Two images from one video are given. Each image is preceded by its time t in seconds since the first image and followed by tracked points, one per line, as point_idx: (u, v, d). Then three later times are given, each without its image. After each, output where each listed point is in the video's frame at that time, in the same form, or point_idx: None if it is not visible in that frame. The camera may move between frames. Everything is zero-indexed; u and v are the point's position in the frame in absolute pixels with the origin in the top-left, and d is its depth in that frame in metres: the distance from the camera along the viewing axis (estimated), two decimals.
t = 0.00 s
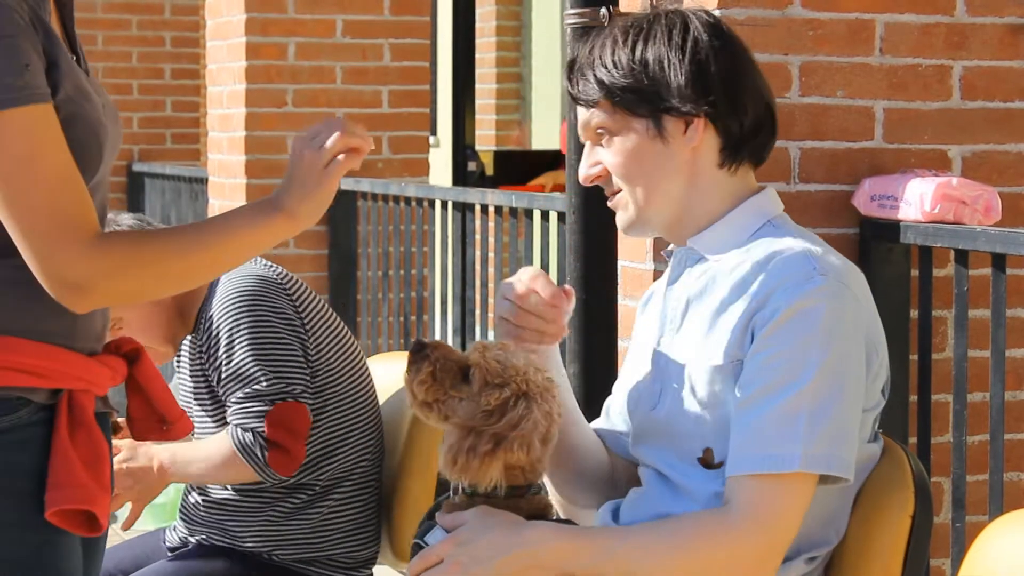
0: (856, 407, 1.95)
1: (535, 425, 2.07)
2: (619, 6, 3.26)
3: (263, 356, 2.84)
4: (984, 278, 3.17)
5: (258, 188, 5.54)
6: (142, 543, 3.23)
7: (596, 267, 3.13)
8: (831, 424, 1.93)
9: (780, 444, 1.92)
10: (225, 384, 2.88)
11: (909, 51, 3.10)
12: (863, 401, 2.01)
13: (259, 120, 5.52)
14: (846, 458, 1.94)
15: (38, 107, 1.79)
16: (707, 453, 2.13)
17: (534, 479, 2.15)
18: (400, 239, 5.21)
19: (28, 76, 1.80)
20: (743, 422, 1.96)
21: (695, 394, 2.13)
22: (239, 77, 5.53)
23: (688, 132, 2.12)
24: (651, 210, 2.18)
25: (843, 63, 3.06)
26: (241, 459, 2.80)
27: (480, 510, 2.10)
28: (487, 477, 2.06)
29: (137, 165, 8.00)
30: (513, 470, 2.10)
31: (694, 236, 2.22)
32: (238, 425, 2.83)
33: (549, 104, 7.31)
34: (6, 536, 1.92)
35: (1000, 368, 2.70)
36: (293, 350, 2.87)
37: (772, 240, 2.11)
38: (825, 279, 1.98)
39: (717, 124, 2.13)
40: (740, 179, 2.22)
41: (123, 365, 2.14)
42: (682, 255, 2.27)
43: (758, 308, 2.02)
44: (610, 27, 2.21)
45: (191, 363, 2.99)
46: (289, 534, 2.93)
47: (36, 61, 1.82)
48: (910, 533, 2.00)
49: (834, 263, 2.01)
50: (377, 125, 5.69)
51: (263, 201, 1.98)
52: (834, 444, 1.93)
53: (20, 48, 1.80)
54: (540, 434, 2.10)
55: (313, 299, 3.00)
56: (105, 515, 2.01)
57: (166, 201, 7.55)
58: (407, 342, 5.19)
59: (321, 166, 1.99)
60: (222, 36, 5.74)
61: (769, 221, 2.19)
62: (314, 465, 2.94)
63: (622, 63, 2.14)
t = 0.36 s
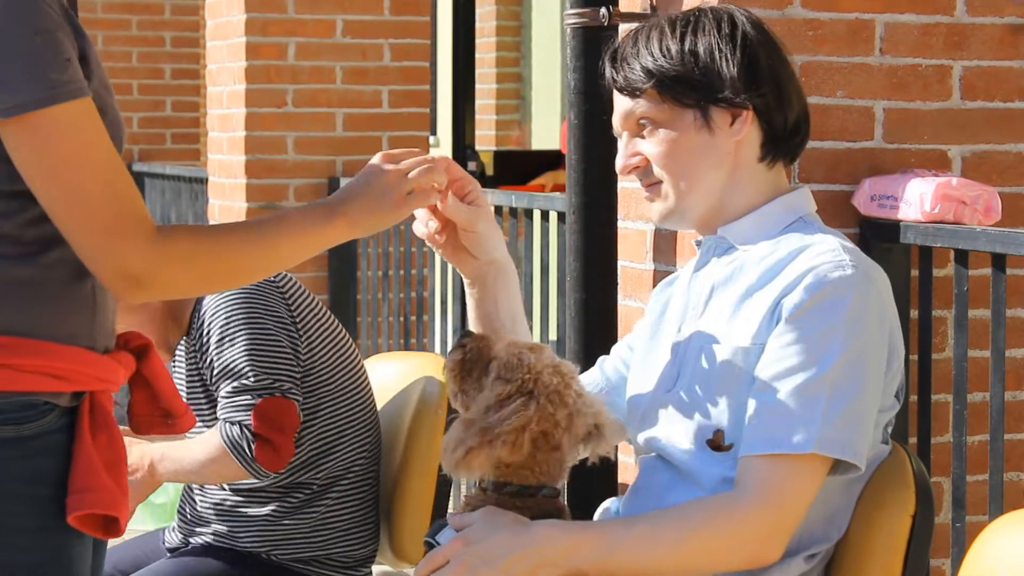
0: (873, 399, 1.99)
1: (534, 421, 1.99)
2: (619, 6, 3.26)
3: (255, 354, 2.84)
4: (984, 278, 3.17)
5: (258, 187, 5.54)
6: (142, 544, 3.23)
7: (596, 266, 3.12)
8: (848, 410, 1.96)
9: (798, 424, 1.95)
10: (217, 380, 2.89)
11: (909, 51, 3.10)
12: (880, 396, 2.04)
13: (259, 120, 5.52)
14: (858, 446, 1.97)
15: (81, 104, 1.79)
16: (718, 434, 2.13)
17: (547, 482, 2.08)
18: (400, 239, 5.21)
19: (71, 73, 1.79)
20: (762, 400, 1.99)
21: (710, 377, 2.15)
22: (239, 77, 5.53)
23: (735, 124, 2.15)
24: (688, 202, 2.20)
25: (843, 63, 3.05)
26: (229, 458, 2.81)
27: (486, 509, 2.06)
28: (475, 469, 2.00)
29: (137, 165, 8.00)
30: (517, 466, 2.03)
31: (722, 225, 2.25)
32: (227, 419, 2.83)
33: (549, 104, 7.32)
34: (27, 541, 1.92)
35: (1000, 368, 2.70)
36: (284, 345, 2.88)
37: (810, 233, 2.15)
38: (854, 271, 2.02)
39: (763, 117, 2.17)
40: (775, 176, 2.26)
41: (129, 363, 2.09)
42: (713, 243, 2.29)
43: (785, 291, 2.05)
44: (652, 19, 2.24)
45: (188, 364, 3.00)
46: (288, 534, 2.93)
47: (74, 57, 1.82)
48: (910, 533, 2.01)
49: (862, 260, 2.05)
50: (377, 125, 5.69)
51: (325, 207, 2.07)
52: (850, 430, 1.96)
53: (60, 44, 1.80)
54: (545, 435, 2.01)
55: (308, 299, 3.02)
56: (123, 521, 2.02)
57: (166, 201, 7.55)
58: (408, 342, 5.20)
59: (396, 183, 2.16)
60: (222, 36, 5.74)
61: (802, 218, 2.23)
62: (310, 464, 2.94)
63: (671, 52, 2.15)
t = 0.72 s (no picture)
0: (872, 395, 1.98)
1: (469, 405, 2.02)
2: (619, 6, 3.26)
3: (285, 346, 2.85)
4: (984, 278, 3.17)
5: (258, 188, 5.53)
6: (143, 543, 3.22)
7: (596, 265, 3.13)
8: (846, 404, 1.96)
9: (797, 413, 1.94)
10: (246, 370, 2.89)
11: (909, 51, 3.10)
12: (879, 396, 2.03)
13: (259, 120, 5.52)
14: (856, 441, 1.96)
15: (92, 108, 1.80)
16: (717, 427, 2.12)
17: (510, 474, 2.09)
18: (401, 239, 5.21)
19: (83, 78, 1.80)
20: (759, 390, 1.98)
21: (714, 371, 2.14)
22: (239, 77, 5.53)
23: (749, 125, 2.16)
24: (702, 201, 2.20)
25: (843, 63, 3.05)
26: (263, 438, 2.77)
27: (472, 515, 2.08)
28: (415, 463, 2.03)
29: (137, 165, 8.00)
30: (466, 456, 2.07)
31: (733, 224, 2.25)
32: (258, 405, 2.81)
33: (549, 104, 7.32)
34: (26, 544, 1.93)
35: (1000, 368, 2.70)
36: (313, 339, 2.88)
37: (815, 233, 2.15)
38: (859, 270, 2.02)
39: (777, 117, 2.17)
40: (784, 177, 2.26)
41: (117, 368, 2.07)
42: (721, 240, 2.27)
43: (790, 285, 2.05)
44: (667, 19, 2.24)
45: (216, 357, 3.01)
46: (296, 536, 2.92)
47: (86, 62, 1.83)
48: (910, 533, 2.01)
49: (868, 261, 2.05)
50: (377, 125, 5.69)
51: (333, 212, 2.09)
52: (845, 425, 1.95)
53: (72, 49, 1.80)
54: (485, 420, 2.03)
55: (338, 302, 3.02)
56: (119, 523, 2.01)
57: (166, 201, 7.55)
58: (408, 342, 5.20)
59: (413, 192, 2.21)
60: (222, 36, 5.74)
61: (811, 219, 2.22)
62: (326, 468, 2.92)
63: (687, 51, 2.15)
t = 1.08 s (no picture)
0: (864, 394, 1.98)
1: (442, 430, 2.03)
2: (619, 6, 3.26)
3: (301, 344, 2.85)
4: (984, 278, 3.17)
5: (258, 188, 5.53)
6: (144, 543, 3.22)
7: (596, 266, 3.13)
8: (838, 402, 1.96)
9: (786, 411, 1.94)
10: (262, 367, 2.89)
11: (909, 51, 3.10)
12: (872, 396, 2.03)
13: (259, 120, 5.52)
14: (847, 440, 1.96)
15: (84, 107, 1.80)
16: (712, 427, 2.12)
17: (495, 485, 2.10)
18: (400, 239, 5.20)
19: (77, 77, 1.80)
20: (751, 388, 1.98)
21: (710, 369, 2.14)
22: (239, 77, 5.53)
23: (741, 128, 2.15)
24: (699, 206, 2.20)
25: (843, 63, 3.05)
26: (277, 431, 2.76)
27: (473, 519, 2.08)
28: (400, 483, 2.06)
29: (137, 165, 8.00)
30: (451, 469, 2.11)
31: (732, 223, 2.24)
32: (277, 402, 2.81)
33: (549, 104, 7.32)
34: (5, 543, 1.92)
35: (1000, 367, 2.70)
36: (332, 338, 2.88)
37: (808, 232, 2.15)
38: (854, 268, 2.01)
39: (768, 118, 2.15)
40: (784, 174, 2.25)
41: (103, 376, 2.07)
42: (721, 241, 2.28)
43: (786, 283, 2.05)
44: (659, 22, 2.22)
45: (229, 354, 3.02)
46: (300, 536, 2.92)
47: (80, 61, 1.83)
48: (909, 533, 2.00)
49: (864, 260, 2.05)
50: (377, 125, 5.69)
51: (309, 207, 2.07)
52: (837, 422, 1.95)
53: (67, 48, 1.80)
54: (462, 442, 2.05)
55: (355, 303, 3.02)
56: (95, 524, 2.00)
57: (166, 201, 7.55)
58: (408, 342, 5.20)
59: (389, 180, 2.16)
60: (222, 36, 5.74)
61: (809, 218, 2.22)
62: (333, 468, 2.92)
63: (676, 58, 2.15)
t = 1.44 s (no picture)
0: (864, 390, 1.98)
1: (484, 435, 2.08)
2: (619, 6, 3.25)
3: (275, 355, 2.85)
4: (984, 278, 3.17)
5: (258, 188, 5.53)
6: (143, 543, 3.22)
7: (596, 266, 3.13)
8: (837, 398, 1.95)
9: (786, 408, 1.94)
10: (235, 378, 2.92)
11: (909, 51, 3.10)
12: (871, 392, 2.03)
13: (259, 120, 5.52)
14: (848, 435, 1.96)
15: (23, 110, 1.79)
16: (712, 426, 2.12)
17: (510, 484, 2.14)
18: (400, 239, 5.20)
19: (22, 81, 1.79)
20: (750, 385, 1.98)
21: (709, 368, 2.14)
22: (239, 77, 5.53)
23: (726, 136, 2.14)
24: (694, 216, 2.20)
25: (843, 63, 3.05)
26: (246, 462, 2.84)
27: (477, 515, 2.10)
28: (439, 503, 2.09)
29: (137, 165, 8.00)
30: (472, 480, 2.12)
31: (730, 223, 2.24)
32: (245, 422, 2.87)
33: (549, 104, 7.32)
34: (5, 543, 1.92)
35: (1000, 368, 2.70)
36: (305, 350, 2.88)
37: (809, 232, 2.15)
38: (851, 264, 2.01)
39: (753, 122, 2.14)
40: (778, 175, 2.25)
41: (112, 378, 2.08)
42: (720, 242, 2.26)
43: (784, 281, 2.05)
44: (631, 43, 2.24)
45: (202, 363, 3.00)
46: (293, 534, 2.92)
47: (35, 68, 1.82)
48: (910, 533, 2.00)
49: (862, 256, 2.04)
50: (377, 125, 5.70)
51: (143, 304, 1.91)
52: (838, 418, 1.95)
53: (22, 51, 1.80)
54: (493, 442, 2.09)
55: (333, 305, 3.01)
56: (97, 525, 2.01)
57: (166, 201, 7.54)
58: (408, 342, 5.20)
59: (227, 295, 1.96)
60: (222, 36, 5.74)
61: (807, 216, 2.22)
62: (321, 463, 2.93)
63: (651, 75, 2.15)
